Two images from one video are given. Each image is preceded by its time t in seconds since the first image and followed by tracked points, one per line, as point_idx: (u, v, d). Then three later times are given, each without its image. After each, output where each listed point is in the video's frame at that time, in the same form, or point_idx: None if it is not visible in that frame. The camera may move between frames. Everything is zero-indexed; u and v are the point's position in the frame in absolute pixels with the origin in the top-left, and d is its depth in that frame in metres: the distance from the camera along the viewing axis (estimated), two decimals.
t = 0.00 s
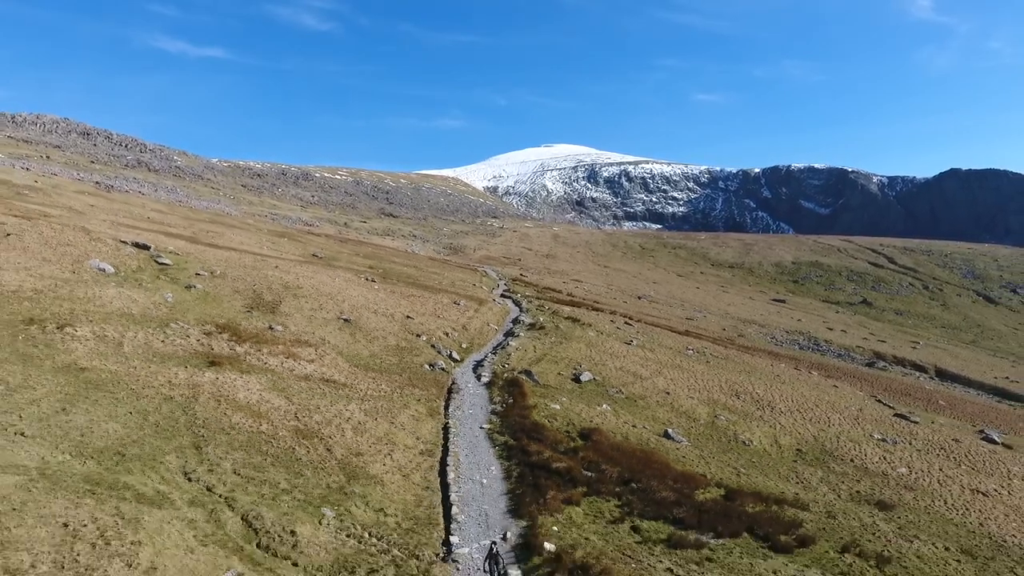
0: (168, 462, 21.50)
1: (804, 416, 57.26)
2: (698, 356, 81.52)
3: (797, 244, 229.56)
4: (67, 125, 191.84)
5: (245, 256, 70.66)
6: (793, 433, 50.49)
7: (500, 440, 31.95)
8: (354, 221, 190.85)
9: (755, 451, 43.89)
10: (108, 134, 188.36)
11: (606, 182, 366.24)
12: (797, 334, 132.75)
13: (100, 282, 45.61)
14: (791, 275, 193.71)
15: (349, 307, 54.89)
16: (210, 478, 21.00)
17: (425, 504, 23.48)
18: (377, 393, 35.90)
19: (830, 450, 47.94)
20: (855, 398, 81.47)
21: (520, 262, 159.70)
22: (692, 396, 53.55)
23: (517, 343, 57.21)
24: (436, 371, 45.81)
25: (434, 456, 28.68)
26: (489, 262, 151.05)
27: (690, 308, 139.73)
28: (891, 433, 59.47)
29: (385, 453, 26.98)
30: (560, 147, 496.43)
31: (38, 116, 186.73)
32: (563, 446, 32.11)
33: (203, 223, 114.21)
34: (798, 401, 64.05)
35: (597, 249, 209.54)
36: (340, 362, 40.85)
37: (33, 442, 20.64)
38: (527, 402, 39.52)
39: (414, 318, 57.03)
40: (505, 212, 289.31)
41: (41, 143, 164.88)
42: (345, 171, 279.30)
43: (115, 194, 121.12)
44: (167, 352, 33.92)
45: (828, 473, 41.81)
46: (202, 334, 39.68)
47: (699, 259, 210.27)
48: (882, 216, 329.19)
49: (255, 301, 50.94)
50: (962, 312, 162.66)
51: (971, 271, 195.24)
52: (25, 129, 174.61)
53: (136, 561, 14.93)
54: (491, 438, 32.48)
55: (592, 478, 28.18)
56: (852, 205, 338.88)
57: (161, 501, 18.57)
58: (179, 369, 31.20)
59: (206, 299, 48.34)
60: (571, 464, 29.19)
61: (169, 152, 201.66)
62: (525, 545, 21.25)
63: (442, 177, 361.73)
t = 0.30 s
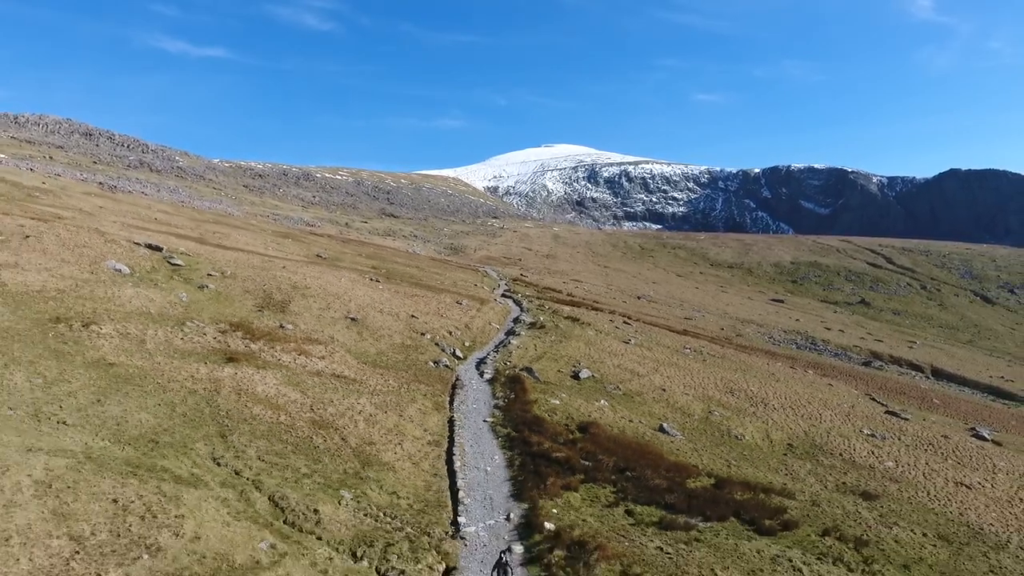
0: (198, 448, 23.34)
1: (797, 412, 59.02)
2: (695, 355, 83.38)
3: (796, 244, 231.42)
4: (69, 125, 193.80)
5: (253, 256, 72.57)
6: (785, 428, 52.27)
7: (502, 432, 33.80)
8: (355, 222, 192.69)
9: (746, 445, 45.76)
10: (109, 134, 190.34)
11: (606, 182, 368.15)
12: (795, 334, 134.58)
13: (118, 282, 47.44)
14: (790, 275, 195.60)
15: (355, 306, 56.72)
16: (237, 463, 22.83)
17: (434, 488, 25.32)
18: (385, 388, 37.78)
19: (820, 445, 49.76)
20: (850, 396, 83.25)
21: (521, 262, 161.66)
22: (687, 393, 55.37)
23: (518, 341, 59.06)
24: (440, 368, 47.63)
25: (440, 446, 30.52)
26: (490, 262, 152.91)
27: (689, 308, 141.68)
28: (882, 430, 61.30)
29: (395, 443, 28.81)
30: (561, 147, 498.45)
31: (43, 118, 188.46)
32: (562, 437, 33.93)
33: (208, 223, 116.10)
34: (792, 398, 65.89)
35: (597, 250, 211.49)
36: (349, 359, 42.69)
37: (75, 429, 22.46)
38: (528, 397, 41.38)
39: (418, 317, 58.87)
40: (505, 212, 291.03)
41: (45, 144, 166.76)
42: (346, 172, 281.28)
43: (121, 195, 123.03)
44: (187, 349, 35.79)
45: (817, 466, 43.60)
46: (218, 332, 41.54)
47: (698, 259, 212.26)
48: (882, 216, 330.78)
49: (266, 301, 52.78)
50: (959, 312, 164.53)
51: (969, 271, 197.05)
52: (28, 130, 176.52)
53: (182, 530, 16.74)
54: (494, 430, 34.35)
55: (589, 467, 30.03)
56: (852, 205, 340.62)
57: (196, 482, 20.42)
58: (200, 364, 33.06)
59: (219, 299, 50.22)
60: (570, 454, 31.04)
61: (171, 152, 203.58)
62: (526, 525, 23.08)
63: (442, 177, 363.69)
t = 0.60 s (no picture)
0: (224, 437, 25.20)
1: (789, 408, 60.84)
2: (692, 354, 85.19)
3: (795, 244, 233.18)
4: (71, 126, 195.60)
5: (260, 257, 74.40)
6: (777, 424, 54.11)
7: (505, 425, 35.65)
8: (356, 222, 194.45)
9: (738, 439, 47.64)
10: (111, 135, 192.11)
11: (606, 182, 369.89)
12: (793, 333, 136.32)
13: (134, 282, 49.27)
14: (789, 275, 197.36)
15: (361, 305, 58.54)
16: (260, 450, 24.69)
17: (442, 475, 27.22)
18: (393, 383, 39.62)
19: (811, 439, 51.59)
20: (845, 395, 85.00)
21: (521, 262, 163.43)
22: (683, 389, 57.19)
23: (519, 340, 60.87)
24: (444, 365, 49.44)
25: (447, 437, 32.32)
26: (490, 262, 154.65)
27: (688, 308, 143.46)
28: (873, 426, 63.13)
29: (404, 433, 30.65)
30: (561, 147, 500.30)
31: (47, 118, 189.97)
32: (561, 429, 35.81)
33: (213, 224, 117.83)
34: (786, 395, 67.76)
35: (597, 250, 213.17)
36: (357, 356, 44.52)
37: (112, 419, 24.32)
38: (529, 393, 43.25)
39: (422, 316, 60.68)
40: (506, 213, 292.65)
41: (48, 145, 168.49)
42: (347, 172, 282.99)
43: (126, 196, 124.80)
44: (205, 346, 37.65)
45: (806, 459, 45.49)
46: (232, 330, 43.39)
47: (697, 259, 214.04)
48: (882, 217, 332.35)
49: (275, 301, 54.60)
50: (956, 312, 166.30)
51: (966, 271, 198.89)
52: (30, 130, 178.18)
53: (219, 507, 18.60)
54: (496, 423, 36.21)
55: (587, 456, 31.91)
56: (851, 205, 342.29)
57: (225, 466, 22.27)
58: (219, 361, 34.91)
59: (230, 298, 52.06)
60: (568, 444, 32.92)
61: (173, 153, 205.27)
62: (528, 507, 24.93)
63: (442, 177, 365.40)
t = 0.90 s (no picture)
0: (246, 426, 27.09)
1: (782, 405, 62.68)
2: (689, 352, 87.04)
3: (794, 245, 234.93)
4: (73, 126, 197.44)
5: (267, 257, 76.27)
6: (769, 419, 55.96)
7: (507, 418, 37.55)
8: (358, 222, 196.29)
9: (731, 434, 49.52)
10: (113, 135, 194.03)
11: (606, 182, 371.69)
12: (791, 333, 138.08)
13: (150, 282, 51.20)
14: (787, 275, 199.17)
15: (367, 305, 60.40)
16: (280, 438, 26.59)
17: (449, 462, 29.13)
18: (400, 379, 41.49)
19: (802, 434, 53.46)
20: (840, 393, 86.85)
21: (521, 262, 165.25)
22: (679, 386, 59.01)
23: (520, 338, 62.72)
24: (448, 362, 51.29)
25: (452, 429, 34.22)
26: (490, 262, 156.48)
27: (687, 308, 145.30)
28: (864, 422, 64.99)
29: (412, 425, 32.55)
30: (561, 147, 502.12)
31: (51, 119, 192.00)
32: (561, 422, 37.67)
33: (217, 224, 119.73)
34: (780, 393, 69.62)
35: (597, 250, 214.98)
36: (364, 353, 46.37)
37: (143, 409, 26.22)
38: (529, 388, 45.14)
39: (425, 316, 62.52)
40: (506, 213, 294.39)
41: (52, 146, 170.34)
42: (348, 172, 284.77)
43: (131, 197, 126.60)
44: (221, 344, 39.50)
45: (795, 452, 47.35)
46: (245, 328, 45.28)
47: (696, 260, 215.89)
48: (881, 216, 333.95)
49: (285, 300, 56.46)
50: (952, 312, 168.13)
51: (964, 271, 200.77)
52: (33, 131, 179.96)
53: (249, 487, 20.49)
54: (499, 416, 38.09)
55: (584, 447, 33.81)
56: (851, 205, 344.01)
57: (250, 453, 24.18)
58: (235, 357, 36.79)
59: (241, 298, 53.95)
60: (567, 436, 34.82)
61: (174, 153, 207.05)
62: (529, 492, 26.86)
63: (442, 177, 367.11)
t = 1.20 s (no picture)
0: (265, 416, 28.98)
1: (775, 401, 64.58)
2: (686, 351, 88.93)
3: (793, 245, 236.75)
4: (76, 127, 199.25)
5: (273, 258, 78.17)
6: (762, 415, 57.84)
7: (508, 411, 39.47)
8: (359, 223, 198.20)
9: (723, 428, 51.46)
10: (115, 136, 195.90)
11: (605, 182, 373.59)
12: (788, 333, 139.87)
13: (164, 282, 53.09)
14: (785, 275, 200.98)
15: (373, 304, 62.29)
16: (297, 428, 28.50)
17: (455, 451, 31.07)
18: (406, 374, 43.39)
19: (793, 429, 55.33)
20: (835, 391, 88.70)
21: (521, 262, 167.07)
22: (675, 384, 60.88)
23: (521, 337, 64.59)
24: (451, 359, 53.23)
25: (457, 421, 36.13)
26: (491, 262, 158.35)
27: (686, 308, 147.19)
28: (856, 419, 66.88)
29: (419, 417, 34.43)
30: (561, 147, 503.93)
31: (55, 120, 193.92)
32: (560, 416, 39.57)
33: (222, 225, 121.65)
34: (774, 390, 71.54)
35: (597, 250, 216.81)
36: (371, 350, 48.24)
37: (170, 401, 28.14)
38: (530, 385, 47.01)
39: (429, 314, 64.41)
40: (506, 213, 296.19)
41: (56, 146, 172.20)
42: (348, 173, 286.60)
43: (136, 197, 128.46)
44: (236, 341, 41.40)
45: (785, 446, 49.29)
46: (257, 326, 47.18)
47: (695, 259, 217.88)
48: (880, 217, 335.59)
49: (293, 299, 58.35)
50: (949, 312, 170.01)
51: (962, 271, 202.52)
52: (37, 132, 181.79)
53: (275, 469, 22.49)
54: (501, 410, 39.98)
55: (582, 438, 35.73)
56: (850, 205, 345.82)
57: (272, 440, 26.11)
58: (251, 353, 38.70)
59: (251, 297, 55.85)
60: (566, 428, 36.74)
61: (175, 153, 208.87)
62: (530, 477, 28.80)
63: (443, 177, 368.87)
